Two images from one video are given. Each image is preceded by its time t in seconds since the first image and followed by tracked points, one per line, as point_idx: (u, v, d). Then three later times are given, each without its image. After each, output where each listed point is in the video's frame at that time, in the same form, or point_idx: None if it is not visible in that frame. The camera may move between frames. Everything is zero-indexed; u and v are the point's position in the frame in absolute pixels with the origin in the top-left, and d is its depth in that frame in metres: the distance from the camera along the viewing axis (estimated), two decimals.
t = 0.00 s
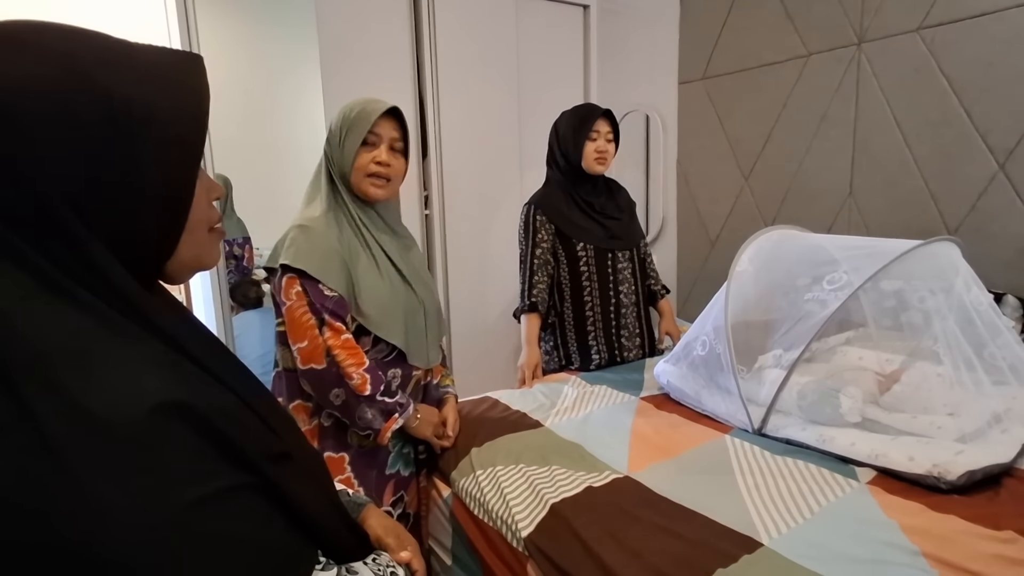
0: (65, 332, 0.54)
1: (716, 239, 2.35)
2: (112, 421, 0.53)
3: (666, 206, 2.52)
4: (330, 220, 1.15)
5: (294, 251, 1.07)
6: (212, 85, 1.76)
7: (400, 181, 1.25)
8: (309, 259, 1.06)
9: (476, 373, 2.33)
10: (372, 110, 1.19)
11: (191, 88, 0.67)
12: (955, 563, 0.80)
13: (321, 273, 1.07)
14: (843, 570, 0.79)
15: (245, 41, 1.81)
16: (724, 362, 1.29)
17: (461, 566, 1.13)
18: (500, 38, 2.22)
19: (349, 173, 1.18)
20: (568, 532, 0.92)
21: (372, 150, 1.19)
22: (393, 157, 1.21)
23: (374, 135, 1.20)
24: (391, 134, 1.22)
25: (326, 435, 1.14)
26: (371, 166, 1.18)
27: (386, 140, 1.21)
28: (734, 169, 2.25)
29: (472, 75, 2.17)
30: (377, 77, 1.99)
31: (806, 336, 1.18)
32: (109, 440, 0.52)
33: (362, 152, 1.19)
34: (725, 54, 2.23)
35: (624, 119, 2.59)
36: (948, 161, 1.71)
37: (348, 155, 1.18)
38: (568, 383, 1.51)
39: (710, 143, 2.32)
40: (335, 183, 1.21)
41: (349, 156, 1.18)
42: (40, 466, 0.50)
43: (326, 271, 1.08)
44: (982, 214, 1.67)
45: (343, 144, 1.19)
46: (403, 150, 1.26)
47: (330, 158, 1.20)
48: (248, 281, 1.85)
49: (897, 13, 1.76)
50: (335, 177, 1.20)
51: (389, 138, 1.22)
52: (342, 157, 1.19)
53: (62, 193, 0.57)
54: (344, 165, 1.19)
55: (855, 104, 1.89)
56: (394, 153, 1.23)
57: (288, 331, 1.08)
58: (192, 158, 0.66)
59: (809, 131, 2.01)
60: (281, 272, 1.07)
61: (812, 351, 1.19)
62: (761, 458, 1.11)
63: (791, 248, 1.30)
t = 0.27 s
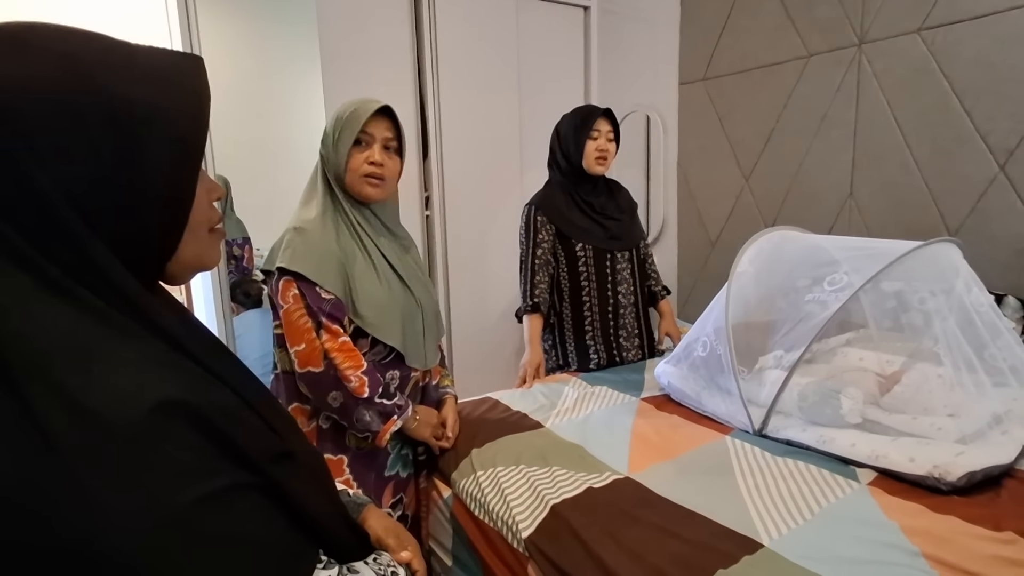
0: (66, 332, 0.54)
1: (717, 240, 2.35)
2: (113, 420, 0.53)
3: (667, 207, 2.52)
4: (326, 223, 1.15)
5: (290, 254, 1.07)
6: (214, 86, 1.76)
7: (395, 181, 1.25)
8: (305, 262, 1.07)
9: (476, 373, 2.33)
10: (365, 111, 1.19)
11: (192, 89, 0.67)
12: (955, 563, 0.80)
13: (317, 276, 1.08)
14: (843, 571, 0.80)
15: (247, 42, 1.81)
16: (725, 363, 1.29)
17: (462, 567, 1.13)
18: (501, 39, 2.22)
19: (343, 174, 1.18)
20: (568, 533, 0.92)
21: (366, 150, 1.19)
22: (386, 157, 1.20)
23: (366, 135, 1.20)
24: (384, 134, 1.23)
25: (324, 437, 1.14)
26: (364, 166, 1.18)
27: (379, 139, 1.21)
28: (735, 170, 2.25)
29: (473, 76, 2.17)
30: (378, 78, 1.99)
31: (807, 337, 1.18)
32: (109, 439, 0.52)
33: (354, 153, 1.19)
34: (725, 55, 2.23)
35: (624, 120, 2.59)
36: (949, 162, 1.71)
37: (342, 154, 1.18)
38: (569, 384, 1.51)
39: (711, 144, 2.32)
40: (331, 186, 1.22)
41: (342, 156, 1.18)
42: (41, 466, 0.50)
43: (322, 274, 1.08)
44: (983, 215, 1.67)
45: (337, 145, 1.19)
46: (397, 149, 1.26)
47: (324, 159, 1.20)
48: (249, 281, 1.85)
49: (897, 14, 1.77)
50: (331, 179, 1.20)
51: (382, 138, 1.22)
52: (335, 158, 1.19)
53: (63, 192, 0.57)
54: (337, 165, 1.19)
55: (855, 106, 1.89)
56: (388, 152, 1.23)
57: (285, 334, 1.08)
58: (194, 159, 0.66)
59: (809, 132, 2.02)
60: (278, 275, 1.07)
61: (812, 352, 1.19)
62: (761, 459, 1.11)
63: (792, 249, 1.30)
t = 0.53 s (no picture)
0: (70, 331, 0.54)
1: (718, 241, 2.35)
2: (116, 419, 0.53)
3: (669, 208, 2.52)
4: (323, 226, 1.15)
5: (286, 257, 1.07)
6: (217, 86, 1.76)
7: (391, 180, 1.25)
8: (302, 265, 1.07)
9: (477, 374, 2.33)
10: (357, 111, 1.20)
11: (193, 90, 0.67)
12: (957, 564, 0.80)
13: (314, 278, 1.08)
14: (845, 571, 0.79)
15: (249, 42, 1.80)
16: (727, 364, 1.29)
17: (464, 567, 1.13)
18: (502, 40, 2.23)
19: (338, 175, 1.18)
20: (570, 533, 0.92)
21: (361, 150, 1.20)
22: (381, 156, 1.20)
23: (360, 135, 1.21)
24: (377, 134, 1.23)
25: (324, 440, 1.14)
26: (359, 167, 1.18)
27: (373, 139, 1.21)
28: (736, 171, 2.25)
29: (475, 77, 2.18)
30: (380, 79, 1.99)
31: (809, 338, 1.18)
32: (112, 437, 0.52)
33: (349, 153, 1.19)
34: (727, 55, 2.23)
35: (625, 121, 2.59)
36: (951, 163, 1.71)
37: (336, 155, 1.18)
38: (570, 385, 1.50)
39: (712, 145, 2.32)
40: (327, 188, 1.22)
41: (337, 157, 1.18)
42: (45, 464, 0.50)
43: (319, 277, 1.08)
44: (985, 215, 1.66)
45: (331, 145, 1.19)
46: (392, 147, 1.27)
47: (319, 161, 1.20)
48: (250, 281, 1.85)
49: (899, 15, 1.77)
50: (326, 181, 1.20)
51: (375, 138, 1.23)
52: (330, 159, 1.19)
53: (67, 191, 0.58)
54: (333, 167, 1.19)
55: (857, 106, 1.89)
56: (383, 152, 1.24)
57: (283, 337, 1.08)
58: (196, 159, 0.66)
59: (810, 133, 2.02)
60: (273, 279, 1.07)
61: (815, 352, 1.18)
62: (763, 460, 1.11)
63: (793, 250, 1.30)
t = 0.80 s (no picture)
0: (75, 329, 0.55)
1: (720, 242, 2.35)
2: (122, 417, 0.53)
3: (670, 209, 2.52)
4: (321, 228, 1.15)
5: (286, 259, 1.07)
6: (217, 85, 1.77)
7: (389, 181, 1.25)
8: (300, 266, 1.07)
9: (479, 375, 2.33)
10: (353, 111, 1.20)
11: (197, 91, 0.67)
12: (960, 565, 0.80)
13: (313, 280, 1.08)
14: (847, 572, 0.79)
15: (249, 42, 1.81)
16: (729, 364, 1.29)
17: (466, 568, 1.13)
18: (505, 41, 2.23)
19: (336, 175, 1.18)
20: (572, 533, 0.93)
21: (358, 151, 1.19)
22: (378, 157, 1.20)
23: (357, 135, 1.20)
24: (374, 134, 1.23)
25: (326, 440, 1.14)
26: (356, 168, 1.17)
27: (370, 139, 1.21)
28: (738, 172, 2.25)
29: (477, 77, 2.18)
30: (382, 80, 2.00)
31: (813, 338, 1.18)
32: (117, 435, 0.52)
33: (346, 155, 1.19)
34: (729, 56, 2.23)
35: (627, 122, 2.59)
36: (953, 164, 1.71)
37: (333, 156, 1.18)
38: (572, 386, 1.50)
39: (714, 145, 2.32)
40: (325, 189, 1.22)
41: (334, 158, 1.18)
42: (51, 463, 0.50)
43: (318, 279, 1.08)
44: (988, 216, 1.66)
45: (328, 147, 1.19)
46: (389, 147, 1.26)
47: (316, 163, 1.20)
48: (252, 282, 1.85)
49: (901, 16, 1.77)
50: (324, 182, 1.20)
51: (372, 138, 1.22)
52: (327, 160, 1.19)
53: (73, 190, 0.58)
54: (331, 168, 1.19)
55: (859, 107, 1.89)
56: (380, 152, 1.23)
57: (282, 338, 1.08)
58: (200, 160, 0.67)
59: (813, 133, 2.01)
60: (272, 281, 1.07)
61: (817, 352, 1.19)
62: (765, 461, 1.11)
63: (795, 251, 1.30)
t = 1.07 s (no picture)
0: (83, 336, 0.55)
1: (723, 243, 2.35)
2: (128, 425, 0.53)
3: (673, 209, 2.52)
4: (320, 229, 1.15)
5: (285, 260, 1.07)
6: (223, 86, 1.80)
7: (388, 181, 1.24)
8: (299, 268, 1.07)
9: (483, 375, 2.33)
10: (350, 111, 1.19)
11: (206, 91, 0.68)
12: (965, 566, 0.79)
13: (312, 281, 1.08)
14: (851, 573, 0.79)
15: (250, 44, 1.84)
16: (733, 365, 1.29)
17: (470, 567, 1.13)
18: (508, 42, 2.23)
19: (334, 176, 1.17)
20: (576, 533, 0.92)
21: (357, 151, 1.18)
22: (376, 157, 1.19)
23: (354, 136, 1.19)
24: (373, 134, 1.21)
25: (329, 440, 1.14)
26: (354, 168, 1.16)
27: (367, 139, 1.19)
28: (742, 173, 2.25)
29: (480, 78, 2.18)
30: (386, 81, 2.00)
31: (816, 338, 1.18)
32: (124, 443, 0.52)
33: (343, 156, 1.18)
34: (732, 56, 2.23)
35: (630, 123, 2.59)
36: (958, 164, 1.71)
37: (331, 157, 1.17)
38: (575, 386, 1.50)
39: (718, 145, 2.32)
40: (323, 190, 1.21)
41: (332, 159, 1.17)
42: (60, 472, 0.51)
43: (316, 280, 1.08)
44: (993, 216, 1.66)
45: (326, 146, 1.18)
46: (387, 146, 1.24)
47: (314, 163, 1.19)
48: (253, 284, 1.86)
49: (905, 16, 1.76)
50: (323, 182, 1.20)
51: (371, 138, 1.21)
52: (325, 160, 1.18)
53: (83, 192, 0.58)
54: (329, 168, 1.18)
55: (863, 108, 1.89)
56: (378, 152, 1.22)
57: (283, 341, 1.10)
58: (211, 158, 0.67)
59: (816, 133, 2.01)
60: (272, 282, 1.08)
61: (820, 354, 1.19)
62: (769, 461, 1.11)
63: (798, 252, 1.30)
